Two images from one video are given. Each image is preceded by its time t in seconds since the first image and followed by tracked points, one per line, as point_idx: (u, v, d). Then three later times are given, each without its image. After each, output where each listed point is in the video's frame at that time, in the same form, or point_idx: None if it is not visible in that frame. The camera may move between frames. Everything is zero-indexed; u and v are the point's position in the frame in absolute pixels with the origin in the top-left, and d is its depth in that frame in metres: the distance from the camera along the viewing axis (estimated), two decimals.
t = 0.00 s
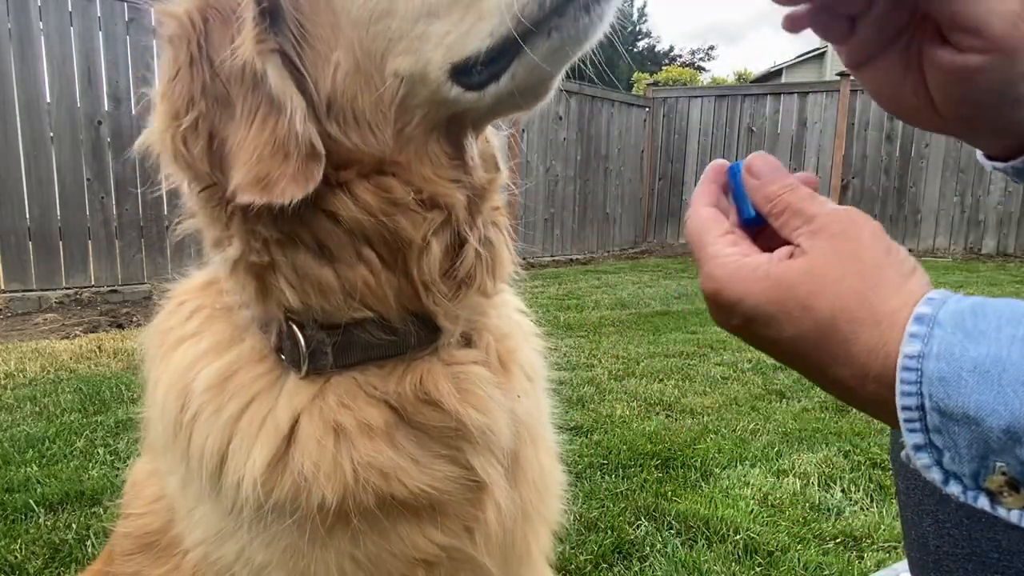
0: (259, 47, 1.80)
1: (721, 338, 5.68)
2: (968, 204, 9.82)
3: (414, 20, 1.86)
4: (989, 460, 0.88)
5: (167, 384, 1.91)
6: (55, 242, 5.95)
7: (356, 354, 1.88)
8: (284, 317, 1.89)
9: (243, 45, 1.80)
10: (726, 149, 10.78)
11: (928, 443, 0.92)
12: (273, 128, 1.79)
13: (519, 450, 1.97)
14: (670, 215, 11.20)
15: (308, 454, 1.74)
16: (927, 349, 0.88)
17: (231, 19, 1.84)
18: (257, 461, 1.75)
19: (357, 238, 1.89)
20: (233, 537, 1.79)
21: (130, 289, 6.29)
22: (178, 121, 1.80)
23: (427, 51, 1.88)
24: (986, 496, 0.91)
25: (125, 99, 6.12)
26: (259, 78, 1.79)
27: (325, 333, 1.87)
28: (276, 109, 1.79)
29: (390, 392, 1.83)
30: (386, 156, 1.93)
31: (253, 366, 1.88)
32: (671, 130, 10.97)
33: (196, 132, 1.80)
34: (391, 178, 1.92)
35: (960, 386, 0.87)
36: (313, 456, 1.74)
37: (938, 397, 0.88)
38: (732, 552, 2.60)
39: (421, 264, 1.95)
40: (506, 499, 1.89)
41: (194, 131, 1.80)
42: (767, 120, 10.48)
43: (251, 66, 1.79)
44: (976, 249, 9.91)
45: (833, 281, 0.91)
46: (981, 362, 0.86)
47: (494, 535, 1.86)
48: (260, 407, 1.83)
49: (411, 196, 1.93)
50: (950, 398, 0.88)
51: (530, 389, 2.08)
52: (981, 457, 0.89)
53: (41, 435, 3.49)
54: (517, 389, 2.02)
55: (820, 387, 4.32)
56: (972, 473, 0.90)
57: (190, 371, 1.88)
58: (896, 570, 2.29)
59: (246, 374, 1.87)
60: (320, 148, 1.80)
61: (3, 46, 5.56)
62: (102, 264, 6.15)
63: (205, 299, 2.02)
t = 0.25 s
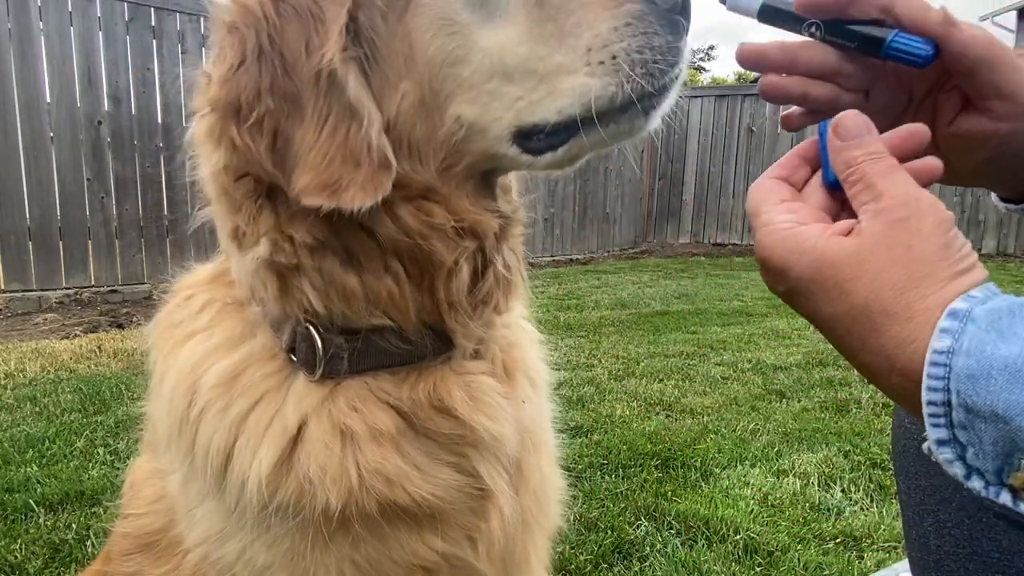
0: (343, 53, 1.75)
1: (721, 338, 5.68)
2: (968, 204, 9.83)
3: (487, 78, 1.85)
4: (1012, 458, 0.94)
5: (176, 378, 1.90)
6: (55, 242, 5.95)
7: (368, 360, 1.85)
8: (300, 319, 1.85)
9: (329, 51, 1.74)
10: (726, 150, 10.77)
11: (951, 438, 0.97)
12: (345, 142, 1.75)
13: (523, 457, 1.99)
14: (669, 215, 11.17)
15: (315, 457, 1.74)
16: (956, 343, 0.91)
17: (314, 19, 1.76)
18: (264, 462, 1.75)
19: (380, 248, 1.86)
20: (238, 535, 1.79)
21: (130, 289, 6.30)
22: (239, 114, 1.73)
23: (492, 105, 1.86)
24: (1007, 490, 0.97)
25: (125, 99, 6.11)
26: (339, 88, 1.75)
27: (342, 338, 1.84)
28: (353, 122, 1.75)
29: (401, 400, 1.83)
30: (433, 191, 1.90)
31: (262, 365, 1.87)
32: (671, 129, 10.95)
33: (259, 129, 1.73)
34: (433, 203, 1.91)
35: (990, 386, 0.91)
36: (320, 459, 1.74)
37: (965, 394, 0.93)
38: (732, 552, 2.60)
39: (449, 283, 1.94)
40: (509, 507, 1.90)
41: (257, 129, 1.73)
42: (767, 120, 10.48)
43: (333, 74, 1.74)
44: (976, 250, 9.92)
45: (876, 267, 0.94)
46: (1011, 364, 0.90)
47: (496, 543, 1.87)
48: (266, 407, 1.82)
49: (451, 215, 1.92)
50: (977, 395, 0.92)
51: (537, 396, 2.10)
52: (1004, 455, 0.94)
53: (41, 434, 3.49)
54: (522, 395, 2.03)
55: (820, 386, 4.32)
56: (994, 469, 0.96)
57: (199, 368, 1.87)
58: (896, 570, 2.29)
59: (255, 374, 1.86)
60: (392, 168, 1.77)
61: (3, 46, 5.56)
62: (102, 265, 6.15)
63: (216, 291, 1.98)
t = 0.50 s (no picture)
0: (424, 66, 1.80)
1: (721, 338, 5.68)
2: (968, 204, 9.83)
3: (550, 87, 1.91)
4: (1013, 449, 0.94)
5: (203, 369, 1.84)
6: (55, 242, 5.96)
7: (406, 362, 1.86)
8: (343, 318, 1.83)
9: (410, 61, 1.78)
10: (726, 150, 10.77)
11: (954, 429, 0.97)
12: (425, 148, 1.79)
13: (536, 459, 2.01)
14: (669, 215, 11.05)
15: (353, 449, 1.74)
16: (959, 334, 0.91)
17: (392, 32, 1.80)
18: (302, 453, 1.73)
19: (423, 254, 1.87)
20: (249, 529, 1.79)
21: (130, 289, 6.31)
22: (318, 125, 1.75)
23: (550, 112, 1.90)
24: (1008, 481, 0.97)
25: (125, 99, 6.11)
26: (419, 98, 1.80)
27: (382, 340, 1.84)
28: (432, 129, 1.80)
29: (434, 400, 1.85)
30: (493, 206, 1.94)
31: (298, 361, 1.84)
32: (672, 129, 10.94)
33: (340, 141, 1.76)
34: (488, 214, 1.93)
35: (992, 376, 0.92)
36: (358, 451, 1.74)
37: (967, 384, 0.93)
38: (732, 552, 2.60)
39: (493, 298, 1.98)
40: (521, 502, 1.92)
41: (339, 140, 1.76)
42: (766, 121, 10.48)
43: (413, 84, 1.79)
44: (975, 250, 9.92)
45: (887, 257, 0.95)
46: (1014, 355, 0.91)
47: (508, 539, 1.89)
48: (301, 402, 1.80)
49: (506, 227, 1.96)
50: (981, 385, 0.92)
51: (548, 403, 2.14)
52: (1005, 446, 0.94)
53: (41, 435, 3.49)
54: (535, 398, 2.08)
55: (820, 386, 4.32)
56: (996, 460, 0.96)
57: (233, 359, 1.82)
58: (896, 570, 2.29)
59: (293, 369, 1.83)
60: (472, 170, 1.82)
61: (3, 46, 5.56)
62: (102, 265, 6.16)
63: (244, 285, 1.95)
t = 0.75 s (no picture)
0: (489, 91, 1.85)
1: (721, 338, 5.68)
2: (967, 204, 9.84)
3: (601, 109, 1.97)
4: (1009, 449, 0.92)
5: (227, 362, 1.79)
6: (55, 242, 5.96)
7: (430, 372, 1.86)
8: (378, 324, 1.81)
9: (476, 86, 1.84)
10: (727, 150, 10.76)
11: (949, 431, 0.94)
12: (486, 171, 1.83)
13: (545, 467, 2.03)
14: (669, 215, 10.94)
15: (379, 448, 1.73)
16: (954, 336, 0.90)
17: (457, 58, 1.85)
18: (329, 451, 1.71)
19: (456, 270, 1.88)
20: (259, 524, 1.75)
21: (130, 288, 6.31)
22: (380, 142, 1.77)
23: (599, 134, 1.97)
24: (1003, 483, 0.95)
25: (125, 99, 6.10)
26: (483, 121, 1.84)
27: (410, 348, 1.83)
28: (493, 152, 1.84)
29: (455, 409, 1.86)
30: (536, 228, 1.98)
31: (324, 360, 1.81)
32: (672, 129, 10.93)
33: (401, 160, 1.78)
34: (531, 235, 1.98)
35: (987, 374, 0.90)
36: (383, 452, 1.73)
37: (961, 384, 0.91)
38: (733, 552, 2.59)
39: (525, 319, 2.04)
40: (529, 509, 1.93)
41: (399, 158, 1.78)
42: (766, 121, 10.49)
43: (477, 107, 1.84)
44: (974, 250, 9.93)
45: (883, 261, 0.95)
46: (1008, 353, 0.89)
47: (514, 544, 1.89)
48: (327, 400, 1.77)
49: (547, 250, 2.01)
50: (975, 385, 0.90)
51: (555, 414, 2.16)
52: (1000, 447, 0.92)
53: (41, 434, 3.49)
54: (544, 406, 2.10)
55: (821, 386, 4.32)
56: (990, 461, 0.94)
57: (261, 354, 1.78)
58: (896, 570, 2.29)
59: (320, 368, 1.80)
60: (529, 194, 1.88)
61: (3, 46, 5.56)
62: (102, 265, 6.16)
63: (268, 280, 1.91)
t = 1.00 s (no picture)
0: (501, 115, 1.85)
1: (721, 338, 5.69)
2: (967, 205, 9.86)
3: (618, 135, 1.93)
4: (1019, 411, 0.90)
5: (241, 359, 1.78)
6: (55, 242, 5.96)
7: (444, 380, 1.87)
8: (391, 332, 1.81)
9: (488, 108, 1.84)
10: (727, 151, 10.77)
11: (958, 391, 0.92)
12: (494, 194, 1.82)
13: (552, 473, 2.04)
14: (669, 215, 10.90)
15: (391, 450, 1.74)
16: (975, 290, 0.88)
17: (473, 79, 1.87)
18: (340, 453, 1.71)
19: (470, 286, 1.88)
20: (268, 520, 1.73)
21: (130, 288, 6.32)
22: (393, 160, 1.79)
23: (615, 158, 1.93)
24: (1009, 448, 0.93)
25: (125, 99, 6.10)
26: (493, 143, 1.84)
27: (423, 355, 1.84)
28: (502, 174, 1.83)
29: (466, 416, 1.88)
30: (548, 251, 1.98)
31: (340, 361, 1.81)
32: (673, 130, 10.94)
33: (412, 179, 1.79)
34: (543, 259, 1.98)
35: (1003, 332, 0.88)
36: (394, 454, 1.73)
37: (975, 343, 0.89)
38: (733, 552, 2.60)
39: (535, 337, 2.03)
40: (536, 517, 1.93)
41: (410, 178, 1.79)
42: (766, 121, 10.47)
43: (487, 129, 1.84)
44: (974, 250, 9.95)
45: (906, 210, 0.94)
46: None
47: (520, 551, 1.89)
48: (341, 403, 1.77)
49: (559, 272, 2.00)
50: (989, 343, 0.88)
51: (562, 421, 2.18)
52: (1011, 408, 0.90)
53: (41, 435, 3.49)
54: (551, 413, 2.12)
55: (821, 386, 4.32)
56: (998, 423, 0.92)
57: (276, 353, 1.78)
58: (896, 570, 2.29)
59: (335, 368, 1.80)
60: (535, 219, 1.85)
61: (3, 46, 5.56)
62: (102, 265, 6.16)
63: (285, 278, 1.90)
